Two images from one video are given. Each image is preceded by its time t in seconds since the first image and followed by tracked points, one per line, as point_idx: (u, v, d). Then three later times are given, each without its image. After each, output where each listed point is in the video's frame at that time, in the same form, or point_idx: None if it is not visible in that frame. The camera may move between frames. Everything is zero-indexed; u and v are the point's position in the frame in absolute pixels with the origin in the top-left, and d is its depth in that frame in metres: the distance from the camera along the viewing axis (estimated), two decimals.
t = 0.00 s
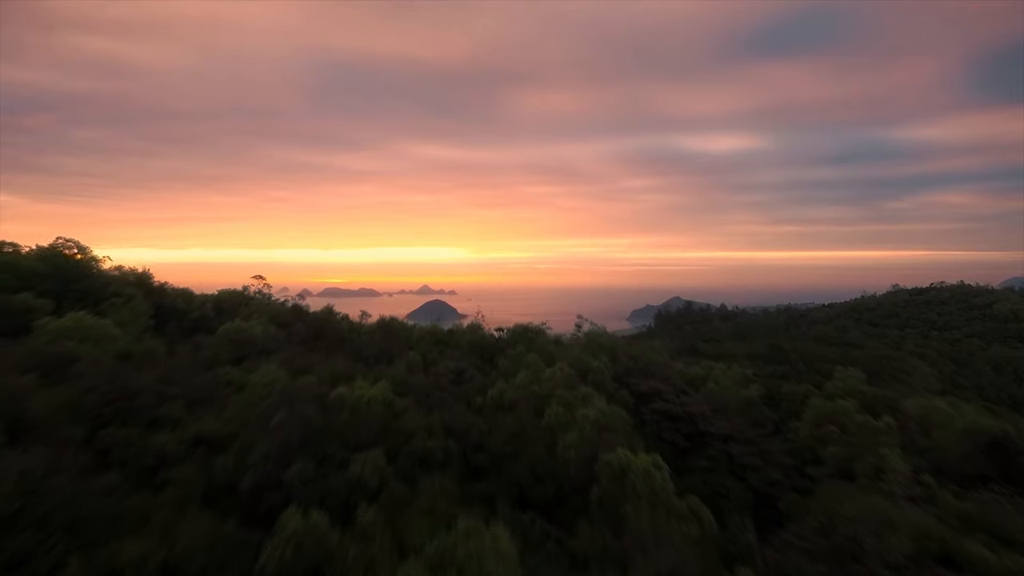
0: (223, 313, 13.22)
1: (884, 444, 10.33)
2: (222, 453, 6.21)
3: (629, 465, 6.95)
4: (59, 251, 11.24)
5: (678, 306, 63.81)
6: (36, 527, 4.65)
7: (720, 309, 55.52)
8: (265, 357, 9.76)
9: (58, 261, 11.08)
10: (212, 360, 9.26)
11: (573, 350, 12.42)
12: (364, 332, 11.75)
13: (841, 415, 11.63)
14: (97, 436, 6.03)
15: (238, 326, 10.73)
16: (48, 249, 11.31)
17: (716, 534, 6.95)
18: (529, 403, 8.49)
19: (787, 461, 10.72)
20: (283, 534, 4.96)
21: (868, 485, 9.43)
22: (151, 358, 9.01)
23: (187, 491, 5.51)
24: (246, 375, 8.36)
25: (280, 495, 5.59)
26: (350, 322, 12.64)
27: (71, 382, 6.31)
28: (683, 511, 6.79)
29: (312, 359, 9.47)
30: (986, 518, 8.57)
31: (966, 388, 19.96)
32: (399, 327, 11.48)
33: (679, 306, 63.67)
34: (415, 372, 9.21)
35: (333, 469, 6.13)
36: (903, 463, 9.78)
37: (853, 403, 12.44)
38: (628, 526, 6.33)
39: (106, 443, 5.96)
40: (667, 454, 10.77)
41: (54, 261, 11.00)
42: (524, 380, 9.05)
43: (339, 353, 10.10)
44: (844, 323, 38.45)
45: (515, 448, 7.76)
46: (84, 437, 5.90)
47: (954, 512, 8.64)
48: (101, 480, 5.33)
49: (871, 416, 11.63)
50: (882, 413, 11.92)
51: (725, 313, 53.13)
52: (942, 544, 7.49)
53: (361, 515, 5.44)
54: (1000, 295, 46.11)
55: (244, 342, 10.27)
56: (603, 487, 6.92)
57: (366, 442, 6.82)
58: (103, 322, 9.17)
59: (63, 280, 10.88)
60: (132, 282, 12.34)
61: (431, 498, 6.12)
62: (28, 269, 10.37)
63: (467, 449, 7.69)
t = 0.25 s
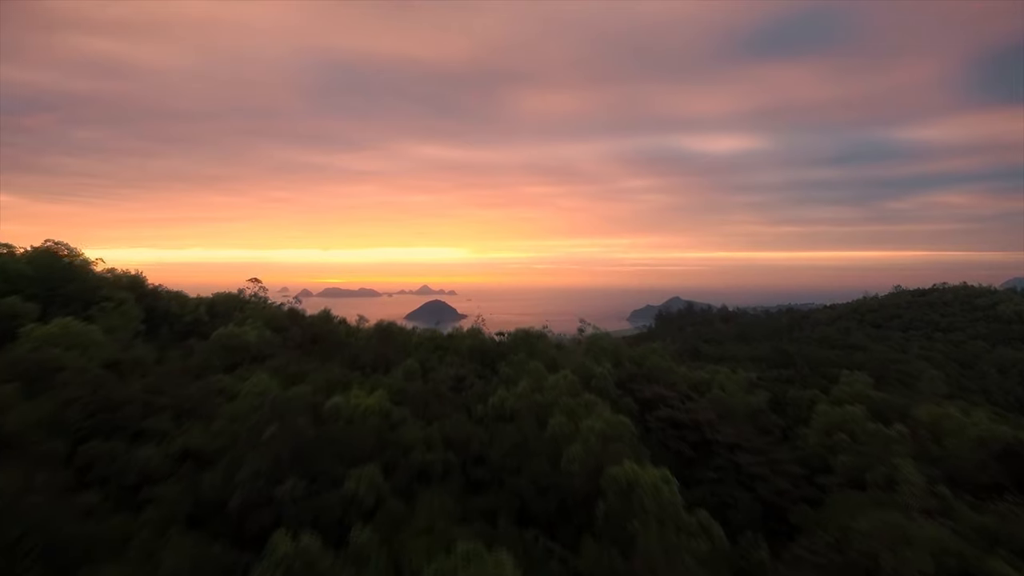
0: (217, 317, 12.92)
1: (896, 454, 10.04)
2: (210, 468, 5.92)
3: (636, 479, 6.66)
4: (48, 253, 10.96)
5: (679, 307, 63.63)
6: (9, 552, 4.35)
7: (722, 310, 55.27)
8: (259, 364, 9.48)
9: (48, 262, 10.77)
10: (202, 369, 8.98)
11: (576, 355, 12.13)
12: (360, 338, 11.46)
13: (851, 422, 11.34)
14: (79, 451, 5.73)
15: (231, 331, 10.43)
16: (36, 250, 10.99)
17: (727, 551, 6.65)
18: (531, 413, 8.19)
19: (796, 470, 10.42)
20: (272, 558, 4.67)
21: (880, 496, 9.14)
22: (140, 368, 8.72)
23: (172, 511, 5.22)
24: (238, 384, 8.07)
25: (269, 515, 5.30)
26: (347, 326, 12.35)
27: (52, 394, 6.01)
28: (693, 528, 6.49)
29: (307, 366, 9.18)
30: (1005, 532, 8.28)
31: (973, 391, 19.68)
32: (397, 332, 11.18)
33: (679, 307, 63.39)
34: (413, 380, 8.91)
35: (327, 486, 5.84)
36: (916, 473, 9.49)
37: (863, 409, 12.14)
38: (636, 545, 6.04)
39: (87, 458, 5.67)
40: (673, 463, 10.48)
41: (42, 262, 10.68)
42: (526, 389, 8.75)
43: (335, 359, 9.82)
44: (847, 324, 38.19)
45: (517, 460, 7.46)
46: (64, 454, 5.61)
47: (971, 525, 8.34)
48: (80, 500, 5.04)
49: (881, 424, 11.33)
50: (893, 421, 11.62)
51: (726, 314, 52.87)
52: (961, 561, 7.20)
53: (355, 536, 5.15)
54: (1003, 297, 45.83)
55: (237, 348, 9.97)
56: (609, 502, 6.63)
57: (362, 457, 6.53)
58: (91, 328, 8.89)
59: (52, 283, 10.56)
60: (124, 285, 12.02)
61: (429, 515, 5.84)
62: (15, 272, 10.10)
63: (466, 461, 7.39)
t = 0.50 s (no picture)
0: (211, 322, 12.62)
1: (910, 464, 9.73)
2: (196, 487, 5.61)
3: (644, 496, 6.34)
4: (43, 254, 10.77)
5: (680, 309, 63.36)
6: None
7: (724, 311, 54.97)
8: (252, 372, 9.17)
9: (36, 264, 10.48)
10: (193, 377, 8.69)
11: (579, 361, 11.83)
12: (357, 343, 11.15)
13: (861, 430, 11.04)
14: (57, 468, 5.43)
15: (224, 336, 10.13)
16: (25, 253, 10.70)
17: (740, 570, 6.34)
18: (534, 424, 7.88)
19: (806, 480, 10.11)
20: None
21: (895, 509, 8.83)
22: (128, 376, 8.42)
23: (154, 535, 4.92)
24: (229, 394, 7.77)
25: (258, 539, 5.00)
26: (344, 332, 12.05)
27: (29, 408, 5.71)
28: (704, 547, 6.18)
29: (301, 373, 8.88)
30: None
31: (981, 395, 19.36)
32: (395, 338, 10.87)
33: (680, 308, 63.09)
34: (412, 388, 8.60)
35: (319, 507, 5.53)
36: (931, 484, 9.18)
37: (873, 416, 11.82)
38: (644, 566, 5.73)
39: (66, 476, 5.36)
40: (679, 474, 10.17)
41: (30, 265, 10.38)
42: (528, 398, 8.43)
43: (331, 366, 9.51)
44: (850, 326, 37.89)
45: (520, 473, 7.15)
46: (41, 471, 5.31)
47: (990, 540, 8.04)
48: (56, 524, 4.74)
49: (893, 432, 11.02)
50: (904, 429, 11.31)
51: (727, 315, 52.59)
52: None
53: (348, 561, 4.84)
54: (1007, 298, 45.53)
55: (230, 355, 9.67)
56: (616, 520, 6.32)
57: (357, 473, 6.22)
58: (78, 335, 8.60)
59: (40, 287, 10.26)
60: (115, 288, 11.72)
61: (428, 536, 5.52)
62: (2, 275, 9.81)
63: (466, 476, 7.08)
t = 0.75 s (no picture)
0: (205, 326, 12.35)
1: (924, 474, 9.43)
2: (181, 507, 5.33)
3: (654, 514, 6.04)
4: (33, 255, 10.51)
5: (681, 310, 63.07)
6: None
7: (726, 312, 54.68)
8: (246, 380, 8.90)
9: (20, 266, 10.19)
10: (183, 386, 8.40)
11: (582, 367, 11.54)
12: (355, 348, 10.86)
13: (873, 438, 10.74)
14: (33, 487, 5.15)
15: (217, 342, 9.84)
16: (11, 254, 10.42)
17: None
18: (537, 436, 7.58)
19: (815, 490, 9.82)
20: None
21: (910, 521, 8.54)
22: (116, 385, 8.14)
23: (133, 561, 4.64)
24: (220, 404, 7.48)
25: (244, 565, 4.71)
26: (341, 337, 11.76)
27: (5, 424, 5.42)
28: (717, 567, 5.88)
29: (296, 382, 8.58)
30: None
31: (990, 399, 19.04)
32: (393, 345, 10.58)
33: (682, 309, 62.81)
34: (410, 397, 8.31)
35: (310, 529, 5.24)
36: (947, 496, 8.89)
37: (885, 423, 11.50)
38: None
39: (41, 496, 5.08)
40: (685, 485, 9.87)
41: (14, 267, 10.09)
42: (531, 408, 8.14)
43: (327, 374, 9.22)
44: (853, 329, 37.61)
45: (522, 487, 6.85)
46: (16, 491, 5.03)
47: (1011, 557, 7.75)
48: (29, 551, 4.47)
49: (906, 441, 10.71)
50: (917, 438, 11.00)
51: (729, 316, 52.34)
52: None
53: None
54: (1010, 300, 45.24)
55: (222, 362, 9.38)
56: (623, 538, 6.02)
57: (352, 491, 5.93)
58: (64, 342, 8.32)
59: (25, 290, 9.97)
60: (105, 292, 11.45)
61: (426, 557, 5.23)
62: None
63: (466, 491, 6.78)
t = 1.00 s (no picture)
0: (199, 331, 12.06)
1: (940, 485, 9.12)
2: (164, 529, 5.02)
3: (665, 534, 5.72)
4: (21, 257, 10.21)
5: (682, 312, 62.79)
6: None
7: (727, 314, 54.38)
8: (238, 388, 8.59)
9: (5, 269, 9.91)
10: (173, 396, 8.09)
11: (586, 373, 11.25)
12: (352, 354, 10.56)
13: (885, 446, 10.44)
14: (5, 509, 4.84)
15: (210, 348, 9.53)
16: None
17: None
18: (541, 448, 7.27)
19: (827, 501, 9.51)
20: None
21: (927, 536, 8.22)
22: (102, 394, 7.83)
23: None
24: (209, 416, 7.17)
25: None
26: (338, 342, 11.46)
27: None
28: None
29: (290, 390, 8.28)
30: None
31: (999, 403, 18.73)
32: (391, 351, 10.27)
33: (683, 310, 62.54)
34: (408, 407, 8.00)
35: (301, 554, 4.92)
36: (965, 509, 8.57)
37: (897, 432, 11.19)
38: None
39: (14, 518, 4.76)
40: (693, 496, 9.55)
41: None
42: (534, 418, 7.83)
43: (323, 381, 8.92)
44: (856, 330, 37.32)
45: (525, 503, 6.54)
46: None
47: None
48: None
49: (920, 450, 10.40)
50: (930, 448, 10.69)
51: (730, 317, 52.07)
52: None
53: None
54: (1014, 301, 44.95)
55: (214, 369, 9.07)
56: (632, 559, 5.70)
57: (346, 510, 5.61)
58: (50, 350, 8.01)
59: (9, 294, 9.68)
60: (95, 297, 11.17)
61: None
62: None
63: (467, 507, 6.48)
